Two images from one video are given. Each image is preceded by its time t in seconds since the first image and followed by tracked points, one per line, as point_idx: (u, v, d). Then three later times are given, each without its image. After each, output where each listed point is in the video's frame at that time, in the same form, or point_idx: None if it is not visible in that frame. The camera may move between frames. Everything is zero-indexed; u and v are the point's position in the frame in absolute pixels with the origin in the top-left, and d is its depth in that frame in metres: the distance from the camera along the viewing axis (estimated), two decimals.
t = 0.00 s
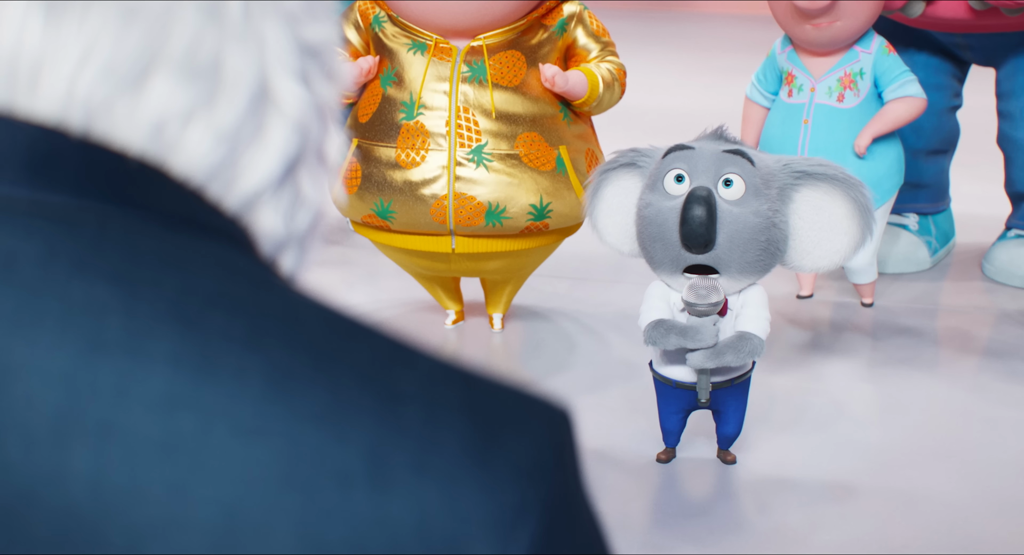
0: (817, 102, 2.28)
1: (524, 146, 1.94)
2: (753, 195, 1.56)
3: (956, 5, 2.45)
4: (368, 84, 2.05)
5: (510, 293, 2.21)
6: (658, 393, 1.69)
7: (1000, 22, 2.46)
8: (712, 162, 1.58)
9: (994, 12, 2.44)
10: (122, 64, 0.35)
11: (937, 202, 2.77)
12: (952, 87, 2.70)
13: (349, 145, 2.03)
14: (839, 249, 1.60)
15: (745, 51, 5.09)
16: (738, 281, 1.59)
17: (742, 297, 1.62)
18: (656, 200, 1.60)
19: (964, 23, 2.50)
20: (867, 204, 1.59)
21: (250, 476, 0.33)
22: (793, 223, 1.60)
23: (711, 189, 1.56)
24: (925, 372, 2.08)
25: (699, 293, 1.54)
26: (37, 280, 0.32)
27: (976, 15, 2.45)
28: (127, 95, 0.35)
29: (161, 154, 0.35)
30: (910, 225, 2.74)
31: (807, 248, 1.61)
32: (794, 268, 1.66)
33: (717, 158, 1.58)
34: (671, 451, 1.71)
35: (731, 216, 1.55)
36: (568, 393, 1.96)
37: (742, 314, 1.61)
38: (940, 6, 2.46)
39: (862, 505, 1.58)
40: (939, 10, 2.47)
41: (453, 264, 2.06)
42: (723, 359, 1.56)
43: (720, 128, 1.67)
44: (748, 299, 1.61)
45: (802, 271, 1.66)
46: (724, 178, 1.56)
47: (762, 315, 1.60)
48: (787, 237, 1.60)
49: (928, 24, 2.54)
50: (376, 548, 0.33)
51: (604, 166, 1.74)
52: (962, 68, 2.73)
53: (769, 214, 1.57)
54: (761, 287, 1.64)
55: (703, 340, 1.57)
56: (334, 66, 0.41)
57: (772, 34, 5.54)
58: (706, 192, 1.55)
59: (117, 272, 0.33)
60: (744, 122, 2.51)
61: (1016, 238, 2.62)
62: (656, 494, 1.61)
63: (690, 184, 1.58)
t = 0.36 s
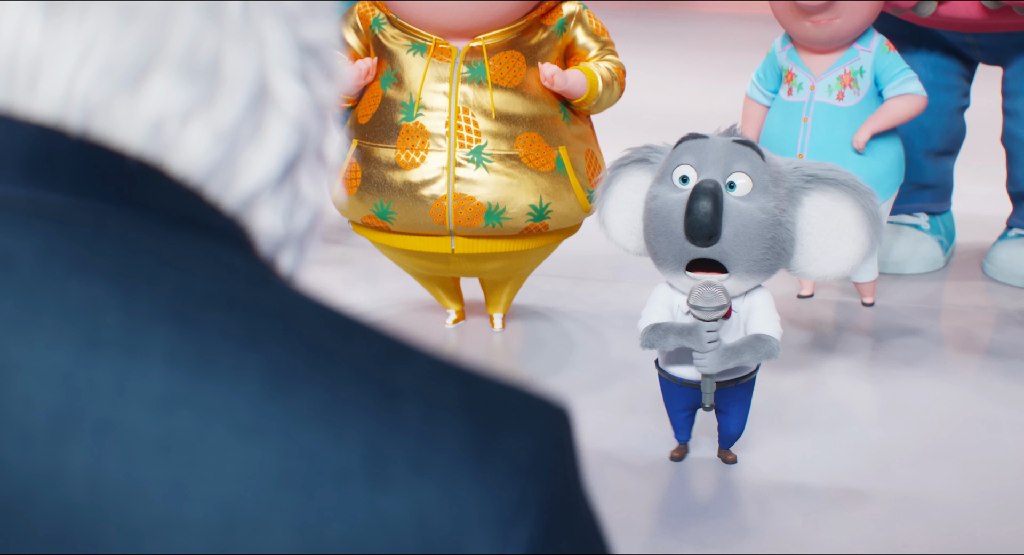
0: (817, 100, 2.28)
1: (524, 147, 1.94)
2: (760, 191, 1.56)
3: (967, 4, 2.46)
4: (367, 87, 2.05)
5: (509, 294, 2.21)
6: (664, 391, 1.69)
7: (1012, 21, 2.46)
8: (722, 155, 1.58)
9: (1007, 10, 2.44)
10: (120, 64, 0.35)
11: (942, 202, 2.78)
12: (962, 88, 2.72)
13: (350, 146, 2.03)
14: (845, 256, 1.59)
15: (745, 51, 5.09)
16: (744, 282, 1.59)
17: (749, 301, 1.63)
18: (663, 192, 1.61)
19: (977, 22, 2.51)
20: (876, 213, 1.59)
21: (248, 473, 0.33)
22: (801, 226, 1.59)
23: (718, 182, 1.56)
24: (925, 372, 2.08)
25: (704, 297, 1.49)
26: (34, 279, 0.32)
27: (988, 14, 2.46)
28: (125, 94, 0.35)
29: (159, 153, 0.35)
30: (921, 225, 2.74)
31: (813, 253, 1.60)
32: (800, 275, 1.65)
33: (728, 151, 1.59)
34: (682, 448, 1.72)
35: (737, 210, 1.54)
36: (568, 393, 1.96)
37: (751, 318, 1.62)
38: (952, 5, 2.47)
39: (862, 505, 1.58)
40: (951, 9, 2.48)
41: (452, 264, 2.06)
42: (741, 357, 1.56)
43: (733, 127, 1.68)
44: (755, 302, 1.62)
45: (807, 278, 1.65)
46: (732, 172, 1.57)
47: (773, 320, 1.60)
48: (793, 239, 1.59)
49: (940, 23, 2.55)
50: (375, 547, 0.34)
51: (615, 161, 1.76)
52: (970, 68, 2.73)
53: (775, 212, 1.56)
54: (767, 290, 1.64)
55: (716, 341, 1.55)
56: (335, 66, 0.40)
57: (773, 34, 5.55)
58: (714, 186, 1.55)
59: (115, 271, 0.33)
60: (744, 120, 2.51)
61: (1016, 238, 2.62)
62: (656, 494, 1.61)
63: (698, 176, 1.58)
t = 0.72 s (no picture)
0: (817, 99, 2.28)
1: (524, 145, 1.94)
2: (760, 195, 1.57)
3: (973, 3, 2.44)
4: (368, 83, 2.05)
5: (510, 293, 2.21)
6: (666, 392, 1.69)
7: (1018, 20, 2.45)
8: (721, 160, 1.58)
9: (1012, 9, 2.42)
10: (118, 63, 0.35)
11: (942, 202, 2.78)
12: (963, 88, 2.72)
13: (350, 145, 2.03)
14: (853, 248, 1.58)
15: (746, 50, 5.08)
16: (750, 277, 1.58)
17: (752, 302, 1.62)
18: (663, 192, 1.62)
19: (981, 22, 2.49)
20: (882, 201, 1.57)
21: (247, 471, 0.33)
22: (804, 222, 1.59)
23: (717, 188, 1.56)
24: (926, 372, 2.08)
25: (707, 299, 1.51)
26: (32, 280, 0.32)
27: (993, 14, 2.44)
28: (124, 94, 0.34)
29: (158, 152, 0.35)
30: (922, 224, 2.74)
31: (820, 248, 1.60)
32: (809, 269, 1.65)
33: (727, 155, 1.58)
34: (689, 449, 1.71)
35: (737, 214, 1.55)
36: (569, 393, 1.96)
37: (754, 320, 1.61)
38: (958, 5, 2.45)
39: (862, 505, 1.58)
40: (956, 9, 2.47)
41: (453, 262, 2.06)
42: (745, 358, 1.55)
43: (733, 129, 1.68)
44: (758, 305, 1.62)
45: (817, 272, 1.65)
46: (729, 178, 1.57)
47: (776, 321, 1.60)
48: (797, 236, 1.59)
49: (946, 22, 2.53)
50: (375, 545, 0.34)
51: (620, 152, 1.76)
52: (971, 68, 2.73)
53: (776, 213, 1.57)
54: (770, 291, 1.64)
55: (719, 342, 1.55)
56: (334, 64, 0.40)
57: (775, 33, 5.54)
58: (712, 192, 1.55)
59: (114, 271, 0.33)
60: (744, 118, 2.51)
61: (1016, 237, 2.61)
62: (657, 493, 1.61)
63: (697, 180, 1.59)
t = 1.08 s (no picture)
0: (815, 98, 2.28)
1: (525, 147, 1.94)
2: (759, 192, 1.56)
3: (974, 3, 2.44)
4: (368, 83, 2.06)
5: (511, 293, 2.21)
6: (665, 392, 1.69)
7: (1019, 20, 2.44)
8: (721, 156, 1.58)
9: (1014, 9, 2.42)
10: (116, 63, 0.34)
11: (941, 202, 2.78)
12: (964, 90, 2.72)
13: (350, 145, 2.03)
14: (851, 250, 1.58)
15: (747, 50, 5.08)
16: (747, 276, 1.58)
17: (751, 301, 1.62)
18: (664, 189, 1.61)
19: (982, 22, 2.49)
20: (880, 204, 1.57)
21: (246, 470, 0.33)
22: (803, 222, 1.59)
23: (717, 184, 1.56)
24: (926, 372, 2.08)
25: (705, 303, 1.50)
26: (31, 279, 0.32)
27: (994, 13, 2.44)
28: (122, 94, 0.34)
29: (156, 154, 0.34)
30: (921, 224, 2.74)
31: (818, 248, 1.60)
32: (807, 271, 1.64)
33: (727, 152, 1.58)
34: (689, 449, 1.71)
35: (736, 211, 1.54)
36: (569, 392, 1.96)
37: (753, 321, 1.61)
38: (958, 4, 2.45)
39: (861, 504, 1.58)
40: (957, 8, 2.46)
41: (454, 264, 2.06)
42: (743, 360, 1.56)
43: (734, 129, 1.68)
44: (757, 304, 1.61)
45: (815, 274, 1.64)
46: (729, 174, 1.56)
47: (774, 319, 1.60)
48: (796, 235, 1.59)
49: (947, 22, 2.53)
50: (374, 544, 0.34)
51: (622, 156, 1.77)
52: (972, 69, 2.73)
53: (775, 211, 1.56)
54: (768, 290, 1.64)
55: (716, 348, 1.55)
56: (334, 65, 0.38)
57: (775, 34, 5.55)
58: (712, 187, 1.55)
59: (112, 272, 0.33)
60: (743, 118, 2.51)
61: (1016, 237, 2.61)
62: (656, 493, 1.62)
63: (697, 177, 1.58)
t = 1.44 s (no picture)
0: (815, 98, 2.28)
1: (524, 146, 1.94)
2: (745, 185, 1.57)
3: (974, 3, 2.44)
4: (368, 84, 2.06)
5: (510, 293, 2.21)
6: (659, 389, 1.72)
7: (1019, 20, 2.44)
8: (712, 149, 1.60)
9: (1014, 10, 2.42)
10: (113, 62, 0.32)
11: (940, 203, 2.78)
12: (963, 91, 2.72)
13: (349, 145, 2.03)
14: (850, 241, 1.57)
15: (746, 50, 5.08)
16: (725, 275, 1.59)
17: (743, 297, 1.62)
18: (657, 178, 1.65)
19: (982, 22, 2.49)
20: (876, 194, 1.54)
21: (244, 471, 0.34)
22: (795, 216, 1.58)
23: (704, 175, 1.58)
24: (925, 372, 2.08)
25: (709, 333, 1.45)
26: (29, 280, 0.32)
27: (994, 14, 2.44)
28: (120, 94, 0.32)
29: (154, 155, 0.32)
30: (921, 225, 2.74)
31: (812, 241, 1.58)
32: (805, 264, 1.62)
33: (719, 146, 1.61)
34: (688, 449, 1.71)
35: (719, 202, 1.55)
36: (568, 393, 1.96)
37: (751, 322, 1.61)
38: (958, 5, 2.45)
39: (860, 505, 1.58)
40: (957, 8, 2.46)
41: (453, 263, 2.06)
42: (755, 366, 1.55)
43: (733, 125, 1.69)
44: (749, 301, 1.61)
45: (814, 267, 1.62)
46: (717, 166, 1.58)
47: (771, 323, 1.60)
48: (786, 228, 1.59)
49: (947, 22, 2.53)
50: (373, 545, 0.34)
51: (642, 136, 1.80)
52: (971, 70, 2.73)
53: (760, 205, 1.57)
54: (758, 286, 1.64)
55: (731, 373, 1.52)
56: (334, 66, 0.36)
57: (773, 34, 5.55)
58: (698, 178, 1.56)
59: (110, 272, 0.32)
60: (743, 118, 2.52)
61: (1016, 238, 2.61)
62: (655, 493, 1.62)
63: (687, 168, 1.61)
